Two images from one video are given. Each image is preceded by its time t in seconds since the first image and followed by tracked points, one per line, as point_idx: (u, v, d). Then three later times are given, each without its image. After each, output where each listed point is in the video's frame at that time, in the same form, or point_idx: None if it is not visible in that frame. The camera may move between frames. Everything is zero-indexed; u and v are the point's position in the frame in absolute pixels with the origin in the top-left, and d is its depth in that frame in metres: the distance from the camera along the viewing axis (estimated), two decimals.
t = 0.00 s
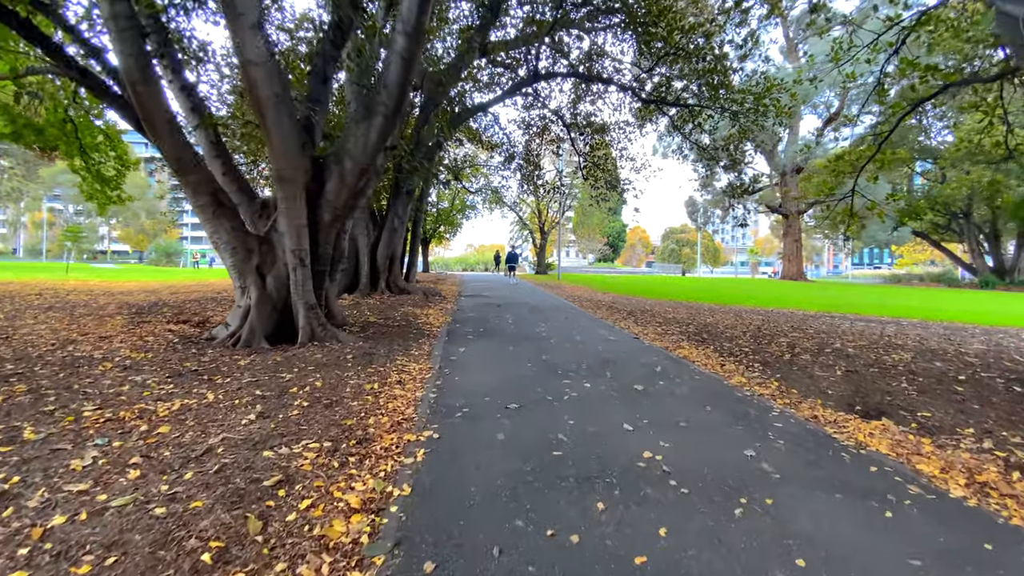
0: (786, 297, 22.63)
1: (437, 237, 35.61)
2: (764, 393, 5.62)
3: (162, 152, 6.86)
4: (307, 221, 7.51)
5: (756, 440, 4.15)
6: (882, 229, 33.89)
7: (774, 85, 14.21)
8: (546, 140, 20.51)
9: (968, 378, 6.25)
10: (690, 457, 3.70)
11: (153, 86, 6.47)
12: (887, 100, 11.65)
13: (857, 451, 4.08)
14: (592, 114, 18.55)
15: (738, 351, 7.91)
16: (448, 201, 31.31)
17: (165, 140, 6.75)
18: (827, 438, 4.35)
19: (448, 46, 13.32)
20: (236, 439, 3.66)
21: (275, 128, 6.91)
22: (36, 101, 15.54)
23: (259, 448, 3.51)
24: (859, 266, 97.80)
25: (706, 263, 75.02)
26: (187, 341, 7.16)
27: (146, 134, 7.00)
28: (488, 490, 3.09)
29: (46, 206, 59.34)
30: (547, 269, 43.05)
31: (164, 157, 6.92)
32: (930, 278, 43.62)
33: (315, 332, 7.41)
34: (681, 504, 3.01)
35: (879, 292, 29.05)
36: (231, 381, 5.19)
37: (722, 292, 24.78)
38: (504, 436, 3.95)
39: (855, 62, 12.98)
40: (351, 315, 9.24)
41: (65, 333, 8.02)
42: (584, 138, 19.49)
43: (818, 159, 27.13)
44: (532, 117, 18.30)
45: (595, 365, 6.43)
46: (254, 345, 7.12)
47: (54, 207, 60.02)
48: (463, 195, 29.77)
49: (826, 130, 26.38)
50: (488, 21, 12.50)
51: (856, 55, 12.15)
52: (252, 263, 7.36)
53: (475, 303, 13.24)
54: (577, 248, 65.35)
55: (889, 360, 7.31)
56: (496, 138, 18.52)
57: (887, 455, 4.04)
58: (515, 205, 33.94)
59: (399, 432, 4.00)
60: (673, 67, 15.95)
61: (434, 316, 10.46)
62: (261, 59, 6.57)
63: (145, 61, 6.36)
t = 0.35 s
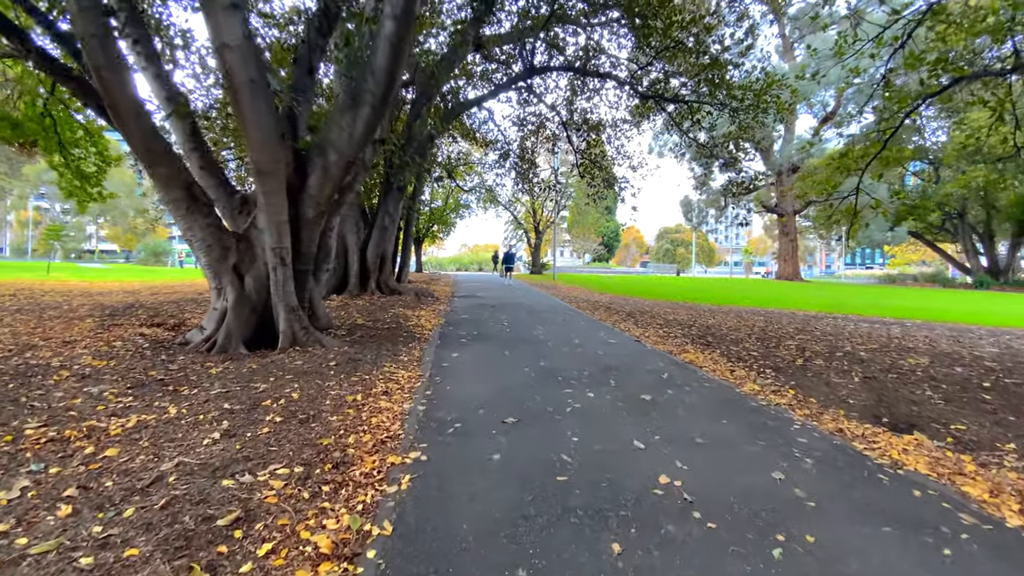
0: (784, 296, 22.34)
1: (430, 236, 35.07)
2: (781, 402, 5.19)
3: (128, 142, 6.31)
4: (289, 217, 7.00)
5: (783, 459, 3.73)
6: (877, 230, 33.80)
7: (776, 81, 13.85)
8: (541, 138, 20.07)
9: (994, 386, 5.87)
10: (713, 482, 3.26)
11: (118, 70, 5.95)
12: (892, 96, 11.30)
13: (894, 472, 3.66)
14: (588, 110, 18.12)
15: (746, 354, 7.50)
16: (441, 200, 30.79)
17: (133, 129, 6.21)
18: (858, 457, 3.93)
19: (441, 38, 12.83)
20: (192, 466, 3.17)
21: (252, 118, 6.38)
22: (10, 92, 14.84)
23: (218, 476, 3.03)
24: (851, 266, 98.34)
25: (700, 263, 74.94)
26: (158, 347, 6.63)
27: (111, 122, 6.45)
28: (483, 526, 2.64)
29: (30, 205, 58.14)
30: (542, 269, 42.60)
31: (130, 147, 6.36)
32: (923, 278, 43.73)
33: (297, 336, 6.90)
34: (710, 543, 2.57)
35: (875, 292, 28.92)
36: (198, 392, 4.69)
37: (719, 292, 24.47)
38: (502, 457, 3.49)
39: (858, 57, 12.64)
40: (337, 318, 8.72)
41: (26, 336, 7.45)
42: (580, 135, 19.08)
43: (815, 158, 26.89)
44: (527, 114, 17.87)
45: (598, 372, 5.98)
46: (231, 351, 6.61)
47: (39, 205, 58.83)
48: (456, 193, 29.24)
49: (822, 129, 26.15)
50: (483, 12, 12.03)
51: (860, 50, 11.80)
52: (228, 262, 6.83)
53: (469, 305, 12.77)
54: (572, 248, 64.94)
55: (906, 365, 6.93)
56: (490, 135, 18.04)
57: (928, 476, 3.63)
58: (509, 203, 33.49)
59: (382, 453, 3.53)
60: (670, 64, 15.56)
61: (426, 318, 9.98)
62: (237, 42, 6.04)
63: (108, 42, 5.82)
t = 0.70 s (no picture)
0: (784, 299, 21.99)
1: (425, 236, 34.53)
2: (806, 421, 4.77)
3: (93, 136, 5.79)
4: (271, 217, 6.48)
5: (820, 493, 3.30)
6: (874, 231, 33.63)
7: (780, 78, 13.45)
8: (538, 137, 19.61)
9: None
10: (746, 525, 2.83)
11: (81, 57, 5.42)
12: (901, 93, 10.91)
13: (945, 508, 3.24)
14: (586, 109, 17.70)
15: (758, 363, 7.08)
16: (436, 199, 30.27)
17: (99, 122, 5.70)
18: (901, 488, 3.50)
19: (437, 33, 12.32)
20: (137, 515, 2.69)
21: (229, 110, 5.91)
22: None
23: (167, 528, 2.56)
24: (845, 266, 98.60)
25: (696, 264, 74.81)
26: (127, 358, 6.12)
27: (75, 114, 5.91)
28: None
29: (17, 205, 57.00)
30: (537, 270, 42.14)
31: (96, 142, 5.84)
32: (918, 279, 43.63)
33: (279, 346, 6.41)
34: None
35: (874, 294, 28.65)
36: (161, 414, 4.21)
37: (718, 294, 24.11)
38: (503, 495, 3.03)
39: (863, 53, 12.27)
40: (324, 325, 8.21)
41: None
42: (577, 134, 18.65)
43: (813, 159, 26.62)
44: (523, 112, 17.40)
45: (604, 385, 5.53)
46: (206, 362, 6.11)
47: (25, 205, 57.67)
48: (452, 192, 28.72)
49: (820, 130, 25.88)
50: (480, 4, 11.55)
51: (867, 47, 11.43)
52: (204, 266, 6.33)
53: (464, 309, 12.28)
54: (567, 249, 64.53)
55: (927, 376, 6.53)
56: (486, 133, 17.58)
57: (983, 513, 3.21)
58: (505, 203, 33.04)
59: (365, 491, 3.07)
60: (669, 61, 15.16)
61: (419, 324, 9.49)
62: (210, 26, 5.55)
63: (71, 25, 5.30)
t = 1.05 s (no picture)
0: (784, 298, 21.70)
1: (419, 235, 34.01)
2: (832, 433, 4.37)
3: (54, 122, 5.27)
4: (250, 211, 6.01)
5: (867, 521, 2.88)
6: (872, 230, 33.42)
7: (784, 72, 13.10)
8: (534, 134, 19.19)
9: None
10: (790, 565, 2.40)
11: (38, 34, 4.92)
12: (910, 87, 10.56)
13: (1008, 538, 2.83)
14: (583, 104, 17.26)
15: (770, 367, 6.68)
16: (430, 198, 29.81)
17: (60, 106, 5.20)
18: (951, 513, 3.10)
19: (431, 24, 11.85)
20: (63, 561, 2.23)
21: (207, 98, 5.45)
22: None
23: None
24: (840, 266, 98.83)
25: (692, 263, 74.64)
26: (91, 364, 5.62)
27: (34, 99, 5.40)
28: None
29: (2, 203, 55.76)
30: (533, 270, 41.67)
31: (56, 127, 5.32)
32: (915, 278, 43.56)
33: (259, 350, 5.93)
34: None
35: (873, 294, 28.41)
36: (117, 430, 3.74)
37: (717, 294, 23.76)
38: (504, 530, 2.58)
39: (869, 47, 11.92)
40: (310, 328, 7.74)
41: None
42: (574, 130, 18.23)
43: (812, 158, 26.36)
44: (519, 107, 16.95)
45: (611, 393, 5.11)
46: (178, 368, 5.62)
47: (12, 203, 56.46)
48: (447, 190, 28.21)
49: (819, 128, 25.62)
50: None
51: (874, 40, 11.07)
52: (177, 264, 5.85)
53: (459, 310, 11.82)
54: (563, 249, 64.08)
55: (950, 380, 6.16)
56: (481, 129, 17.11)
57: None
58: (500, 202, 32.56)
59: (341, 525, 2.62)
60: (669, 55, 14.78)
61: (412, 325, 9.01)
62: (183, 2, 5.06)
63: None
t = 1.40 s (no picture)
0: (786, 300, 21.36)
1: (415, 235, 33.49)
2: (867, 460, 3.94)
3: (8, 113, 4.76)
4: (227, 211, 5.52)
5: None
6: (871, 231, 33.15)
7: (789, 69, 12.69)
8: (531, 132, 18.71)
9: None
10: None
11: None
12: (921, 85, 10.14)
13: None
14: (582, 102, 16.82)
15: (786, 379, 6.23)
16: (426, 198, 29.29)
17: (14, 94, 4.69)
18: (1022, 563, 2.68)
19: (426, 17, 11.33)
20: None
21: (181, 91, 4.97)
22: None
23: None
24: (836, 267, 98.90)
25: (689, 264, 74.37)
26: (51, 379, 5.13)
27: None
28: None
29: None
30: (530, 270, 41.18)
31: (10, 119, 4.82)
32: (913, 279, 43.33)
33: (236, 363, 5.45)
34: None
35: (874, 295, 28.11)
36: (61, 464, 3.26)
37: (716, 296, 23.41)
38: None
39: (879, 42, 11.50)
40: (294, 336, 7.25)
41: None
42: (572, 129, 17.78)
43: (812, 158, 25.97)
44: (516, 105, 16.49)
45: (620, 412, 4.65)
46: (146, 383, 5.14)
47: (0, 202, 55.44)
48: (443, 189, 27.72)
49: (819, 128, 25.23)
50: None
51: (885, 34, 10.66)
52: (147, 270, 5.37)
53: (455, 314, 11.36)
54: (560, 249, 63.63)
55: (980, 394, 5.74)
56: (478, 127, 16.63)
57: None
58: (497, 202, 32.08)
59: None
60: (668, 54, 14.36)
61: (404, 332, 8.54)
62: None
63: None
